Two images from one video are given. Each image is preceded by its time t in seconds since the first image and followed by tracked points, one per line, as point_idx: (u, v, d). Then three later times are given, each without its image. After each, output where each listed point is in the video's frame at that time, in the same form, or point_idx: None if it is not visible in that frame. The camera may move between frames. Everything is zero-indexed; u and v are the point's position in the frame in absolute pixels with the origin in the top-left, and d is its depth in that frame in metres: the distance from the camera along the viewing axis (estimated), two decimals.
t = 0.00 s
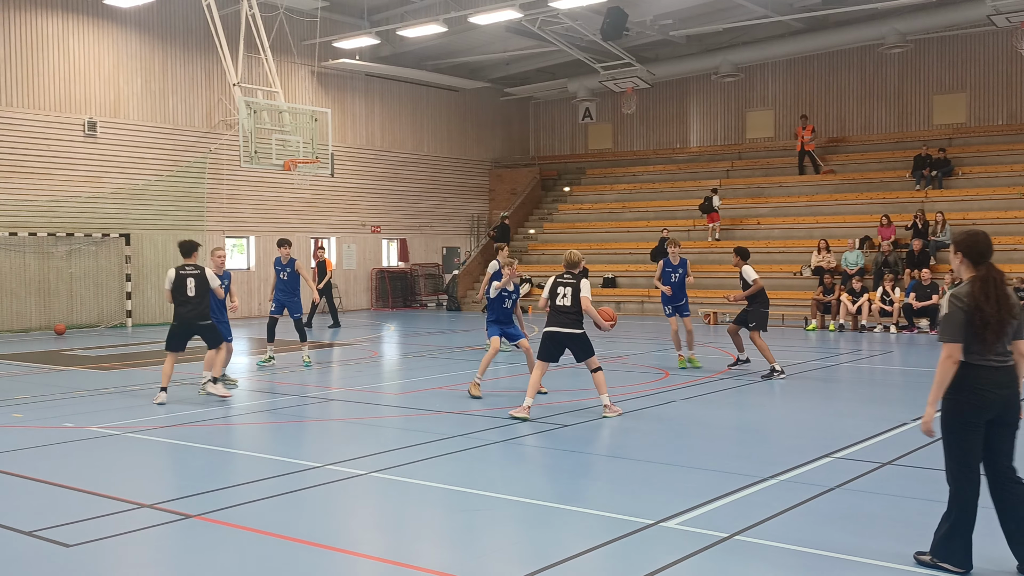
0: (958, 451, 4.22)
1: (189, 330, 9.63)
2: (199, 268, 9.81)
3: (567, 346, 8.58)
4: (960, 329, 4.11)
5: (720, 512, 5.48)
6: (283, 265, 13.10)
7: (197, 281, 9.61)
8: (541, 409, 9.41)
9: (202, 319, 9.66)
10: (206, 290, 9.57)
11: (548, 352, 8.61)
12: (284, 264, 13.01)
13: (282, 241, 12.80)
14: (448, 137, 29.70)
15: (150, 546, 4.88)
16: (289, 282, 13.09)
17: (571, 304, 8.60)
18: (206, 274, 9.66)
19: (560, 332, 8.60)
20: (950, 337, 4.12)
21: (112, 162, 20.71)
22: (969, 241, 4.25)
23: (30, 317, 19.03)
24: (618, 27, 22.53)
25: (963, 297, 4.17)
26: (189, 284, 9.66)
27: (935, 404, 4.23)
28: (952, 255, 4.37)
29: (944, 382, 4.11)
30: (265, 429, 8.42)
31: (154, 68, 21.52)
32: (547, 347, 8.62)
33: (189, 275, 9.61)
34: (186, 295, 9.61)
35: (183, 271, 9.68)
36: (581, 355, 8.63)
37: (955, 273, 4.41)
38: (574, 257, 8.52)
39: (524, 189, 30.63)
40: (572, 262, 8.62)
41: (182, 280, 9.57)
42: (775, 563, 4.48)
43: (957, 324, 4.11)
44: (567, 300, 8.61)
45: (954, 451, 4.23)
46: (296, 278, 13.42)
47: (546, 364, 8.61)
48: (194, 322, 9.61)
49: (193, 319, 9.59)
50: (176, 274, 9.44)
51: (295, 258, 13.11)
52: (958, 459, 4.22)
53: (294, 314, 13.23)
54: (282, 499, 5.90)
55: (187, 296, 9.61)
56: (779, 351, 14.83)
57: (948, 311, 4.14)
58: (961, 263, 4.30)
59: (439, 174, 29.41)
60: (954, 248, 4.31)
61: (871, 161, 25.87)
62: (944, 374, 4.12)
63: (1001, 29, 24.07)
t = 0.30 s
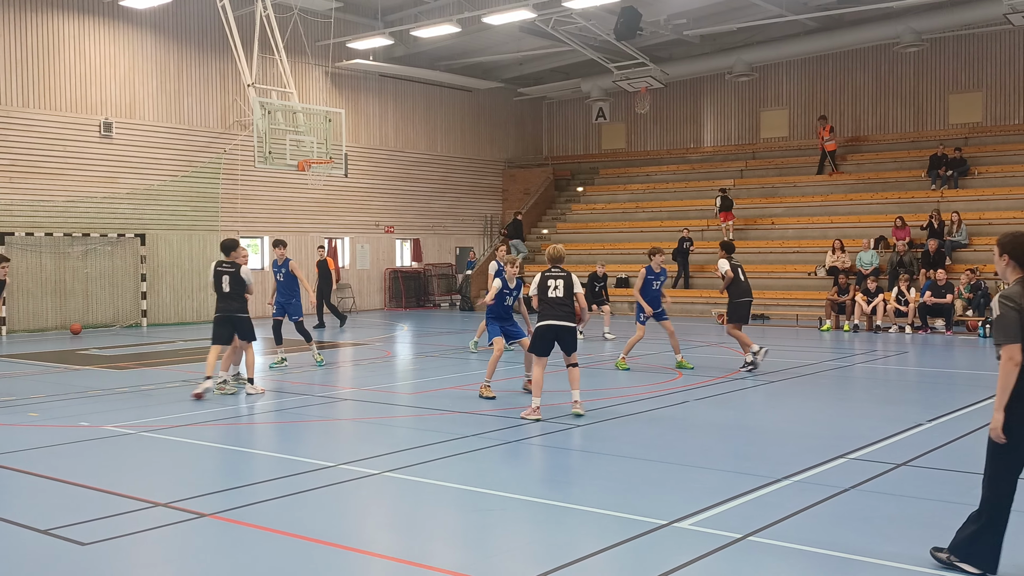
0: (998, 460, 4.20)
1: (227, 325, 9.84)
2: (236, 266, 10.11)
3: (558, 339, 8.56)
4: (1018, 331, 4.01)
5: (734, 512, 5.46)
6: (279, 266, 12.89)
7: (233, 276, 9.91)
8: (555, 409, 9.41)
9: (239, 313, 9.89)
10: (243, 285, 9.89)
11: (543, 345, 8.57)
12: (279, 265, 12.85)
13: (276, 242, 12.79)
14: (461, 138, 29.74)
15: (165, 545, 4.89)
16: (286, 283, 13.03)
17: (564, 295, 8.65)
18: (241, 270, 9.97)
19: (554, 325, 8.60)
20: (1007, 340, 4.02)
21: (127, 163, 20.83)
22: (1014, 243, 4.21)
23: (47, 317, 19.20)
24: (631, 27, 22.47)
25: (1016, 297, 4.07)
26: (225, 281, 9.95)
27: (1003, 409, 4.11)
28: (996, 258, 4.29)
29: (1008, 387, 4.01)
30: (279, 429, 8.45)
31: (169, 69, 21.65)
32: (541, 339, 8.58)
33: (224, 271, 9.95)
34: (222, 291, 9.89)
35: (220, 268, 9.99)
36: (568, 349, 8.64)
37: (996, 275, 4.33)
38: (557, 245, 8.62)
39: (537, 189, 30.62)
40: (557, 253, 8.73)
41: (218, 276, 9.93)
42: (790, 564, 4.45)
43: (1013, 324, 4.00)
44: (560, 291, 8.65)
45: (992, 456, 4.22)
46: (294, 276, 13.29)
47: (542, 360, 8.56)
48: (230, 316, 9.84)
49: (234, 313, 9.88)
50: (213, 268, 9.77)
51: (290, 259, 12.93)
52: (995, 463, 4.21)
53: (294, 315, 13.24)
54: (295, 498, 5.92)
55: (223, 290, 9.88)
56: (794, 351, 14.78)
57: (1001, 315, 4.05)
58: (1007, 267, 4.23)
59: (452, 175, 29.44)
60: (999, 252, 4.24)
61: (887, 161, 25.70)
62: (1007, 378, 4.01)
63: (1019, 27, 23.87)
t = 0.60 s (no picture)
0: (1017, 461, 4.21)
1: (242, 327, 10.09)
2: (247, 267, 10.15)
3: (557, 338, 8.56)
4: None
5: (735, 512, 5.45)
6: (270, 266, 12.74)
7: (246, 280, 10.00)
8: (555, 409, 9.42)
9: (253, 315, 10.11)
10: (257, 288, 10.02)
11: (542, 345, 8.54)
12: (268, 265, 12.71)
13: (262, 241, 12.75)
14: (461, 138, 29.74)
15: (164, 545, 4.89)
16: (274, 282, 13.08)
17: (562, 295, 8.66)
18: (254, 273, 10.04)
19: (553, 326, 8.59)
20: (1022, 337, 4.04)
21: (127, 163, 20.82)
22: None
23: (48, 317, 19.17)
24: (632, 27, 22.45)
25: None
26: (237, 284, 10.03)
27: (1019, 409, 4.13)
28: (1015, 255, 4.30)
29: None
30: (279, 429, 8.45)
31: (169, 69, 21.64)
32: (540, 339, 8.54)
33: (238, 275, 9.98)
34: (235, 295, 10.00)
35: (231, 272, 10.00)
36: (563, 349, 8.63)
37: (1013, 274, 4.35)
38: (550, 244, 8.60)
39: (538, 189, 30.63)
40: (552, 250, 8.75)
41: (231, 281, 9.97)
42: (790, 564, 4.45)
43: None
44: (559, 291, 8.66)
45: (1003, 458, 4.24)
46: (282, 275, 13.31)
47: (542, 360, 8.53)
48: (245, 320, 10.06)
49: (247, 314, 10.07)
50: (227, 275, 9.81)
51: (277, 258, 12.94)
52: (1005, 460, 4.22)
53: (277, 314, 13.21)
54: (295, 499, 5.92)
55: (236, 295, 10.00)
56: (793, 352, 14.78)
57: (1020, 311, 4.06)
58: None
59: (452, 175, 29.45)
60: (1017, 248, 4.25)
61: (888, 161, 25.69)
62: None
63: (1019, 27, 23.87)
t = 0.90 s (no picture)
0: (1018, 456, 4.36)
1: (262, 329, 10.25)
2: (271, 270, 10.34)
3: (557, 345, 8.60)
4: None
5: (735, 513, 5.45)
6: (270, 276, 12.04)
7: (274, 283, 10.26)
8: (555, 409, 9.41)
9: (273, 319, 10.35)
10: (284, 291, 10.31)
11: (542, 349, 8.55)
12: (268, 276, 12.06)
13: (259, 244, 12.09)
14: (461, 138, 29.76)
15: (165, 545, 4.89)
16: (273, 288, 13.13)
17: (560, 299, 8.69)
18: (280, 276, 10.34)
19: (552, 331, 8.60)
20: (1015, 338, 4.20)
21: (127, 163, 20.83)
22: None
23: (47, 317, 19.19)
24: (632, 27, 22.45)
25: None
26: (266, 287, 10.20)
27: (1008, 407, 4.31)
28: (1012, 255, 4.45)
29: (1016, 384, 4.21)
30: (279, 429, 8.45)
31: (169, 69, 21.65)
32: (542, 342, 8.55)
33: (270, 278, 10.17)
34: (263, 297, 10.18)
35: (263, 275, 10.12)
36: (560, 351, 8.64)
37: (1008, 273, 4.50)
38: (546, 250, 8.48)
39: (538, 189, 30.65)
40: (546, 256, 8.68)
41: (264, 284, 10.12)
42: (790, 564, 4.45)
43: None
44: (558, 296, 8.69)
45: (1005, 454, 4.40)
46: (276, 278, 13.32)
47: (537, 363, 8.55)
48: (268, 322, 10.27)
49: (271, 317, 10.29)
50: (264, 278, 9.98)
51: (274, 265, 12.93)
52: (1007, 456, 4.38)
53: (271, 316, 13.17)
54: (296, 498, 5.92)
55: (266, 297, 10.17)
56: (793, 352, 14.79)
57: (1014, 312, 4.21)
58: None
59: (453, 175, 29.46)
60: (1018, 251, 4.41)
61: (887, 161, 25.69)
62: (1017, 376, 4.21)
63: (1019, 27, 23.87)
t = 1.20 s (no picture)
0: (1011, 455, 4.38)
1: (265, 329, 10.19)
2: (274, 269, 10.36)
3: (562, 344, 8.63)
4: (1007, 332, 4.27)
5: (735, 513, 5.45)
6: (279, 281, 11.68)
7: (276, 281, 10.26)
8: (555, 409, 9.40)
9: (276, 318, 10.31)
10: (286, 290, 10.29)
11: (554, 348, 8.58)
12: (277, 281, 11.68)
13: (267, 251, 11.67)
14: (461, 138, 29.76)
15: (165, 546, 4.89)
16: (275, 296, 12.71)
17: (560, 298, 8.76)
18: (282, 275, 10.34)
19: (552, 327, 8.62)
20: (994, 341, 4.28)
21: (127, 163, 20.82)
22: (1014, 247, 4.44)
23: (47, 317, 19.20)
24: (632, 27, 22.44)
25: (1009, 300, 4.34)
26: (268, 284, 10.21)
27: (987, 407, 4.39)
28: (998, 259, 4.52)
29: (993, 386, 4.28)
30: (279, 429, 8.45)
31: (169, 69, 21.65)
32: (551, 340, 8.56)
33: (271, 276, 10.18)
34: (265, 295, 10.17)
35: (264, 272, 10.15)
36: (560, 349, 8.66)
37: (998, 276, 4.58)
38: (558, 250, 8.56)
39: (538, 189, 30.65)
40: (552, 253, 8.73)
41: (265, 281, 10.13)
42: (790, 564, 4.45)
43: (1002, 327, 4.26)
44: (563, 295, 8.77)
45: (997, 452, 4.42)
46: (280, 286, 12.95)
47: (547, 362, 8.53)
48: (271, 320, 10.22)
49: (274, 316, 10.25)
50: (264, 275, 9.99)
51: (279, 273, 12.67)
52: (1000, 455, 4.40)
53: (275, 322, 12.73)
54: (296, 498, 5.92)
55: (268, 295, 10.16)
56: (793, 351, 14.78)
57: (992, 316, 4.31)
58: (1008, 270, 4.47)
59: (453, 175, 29.46)
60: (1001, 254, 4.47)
61: (887, 161, 25.69)
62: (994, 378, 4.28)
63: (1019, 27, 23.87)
